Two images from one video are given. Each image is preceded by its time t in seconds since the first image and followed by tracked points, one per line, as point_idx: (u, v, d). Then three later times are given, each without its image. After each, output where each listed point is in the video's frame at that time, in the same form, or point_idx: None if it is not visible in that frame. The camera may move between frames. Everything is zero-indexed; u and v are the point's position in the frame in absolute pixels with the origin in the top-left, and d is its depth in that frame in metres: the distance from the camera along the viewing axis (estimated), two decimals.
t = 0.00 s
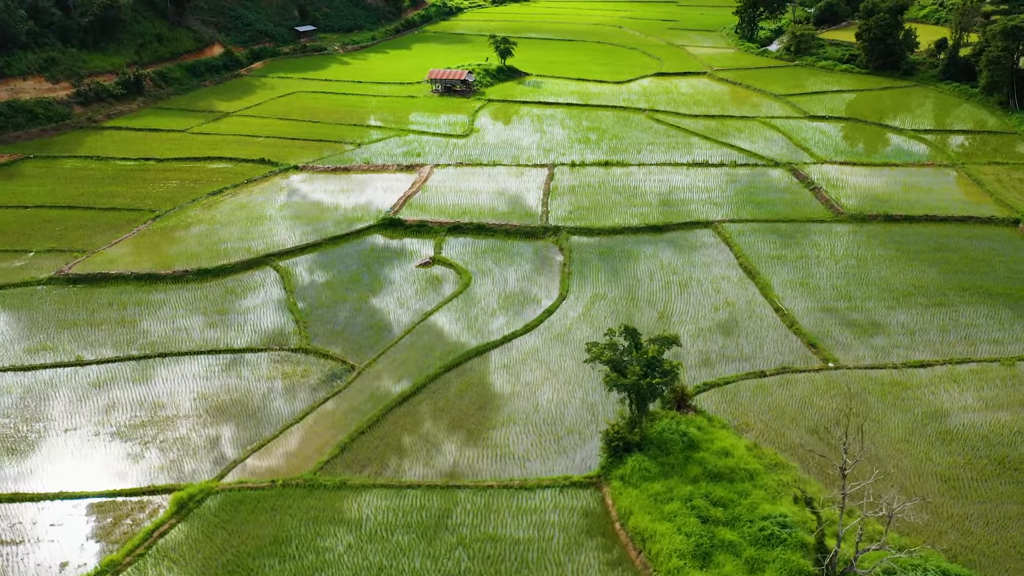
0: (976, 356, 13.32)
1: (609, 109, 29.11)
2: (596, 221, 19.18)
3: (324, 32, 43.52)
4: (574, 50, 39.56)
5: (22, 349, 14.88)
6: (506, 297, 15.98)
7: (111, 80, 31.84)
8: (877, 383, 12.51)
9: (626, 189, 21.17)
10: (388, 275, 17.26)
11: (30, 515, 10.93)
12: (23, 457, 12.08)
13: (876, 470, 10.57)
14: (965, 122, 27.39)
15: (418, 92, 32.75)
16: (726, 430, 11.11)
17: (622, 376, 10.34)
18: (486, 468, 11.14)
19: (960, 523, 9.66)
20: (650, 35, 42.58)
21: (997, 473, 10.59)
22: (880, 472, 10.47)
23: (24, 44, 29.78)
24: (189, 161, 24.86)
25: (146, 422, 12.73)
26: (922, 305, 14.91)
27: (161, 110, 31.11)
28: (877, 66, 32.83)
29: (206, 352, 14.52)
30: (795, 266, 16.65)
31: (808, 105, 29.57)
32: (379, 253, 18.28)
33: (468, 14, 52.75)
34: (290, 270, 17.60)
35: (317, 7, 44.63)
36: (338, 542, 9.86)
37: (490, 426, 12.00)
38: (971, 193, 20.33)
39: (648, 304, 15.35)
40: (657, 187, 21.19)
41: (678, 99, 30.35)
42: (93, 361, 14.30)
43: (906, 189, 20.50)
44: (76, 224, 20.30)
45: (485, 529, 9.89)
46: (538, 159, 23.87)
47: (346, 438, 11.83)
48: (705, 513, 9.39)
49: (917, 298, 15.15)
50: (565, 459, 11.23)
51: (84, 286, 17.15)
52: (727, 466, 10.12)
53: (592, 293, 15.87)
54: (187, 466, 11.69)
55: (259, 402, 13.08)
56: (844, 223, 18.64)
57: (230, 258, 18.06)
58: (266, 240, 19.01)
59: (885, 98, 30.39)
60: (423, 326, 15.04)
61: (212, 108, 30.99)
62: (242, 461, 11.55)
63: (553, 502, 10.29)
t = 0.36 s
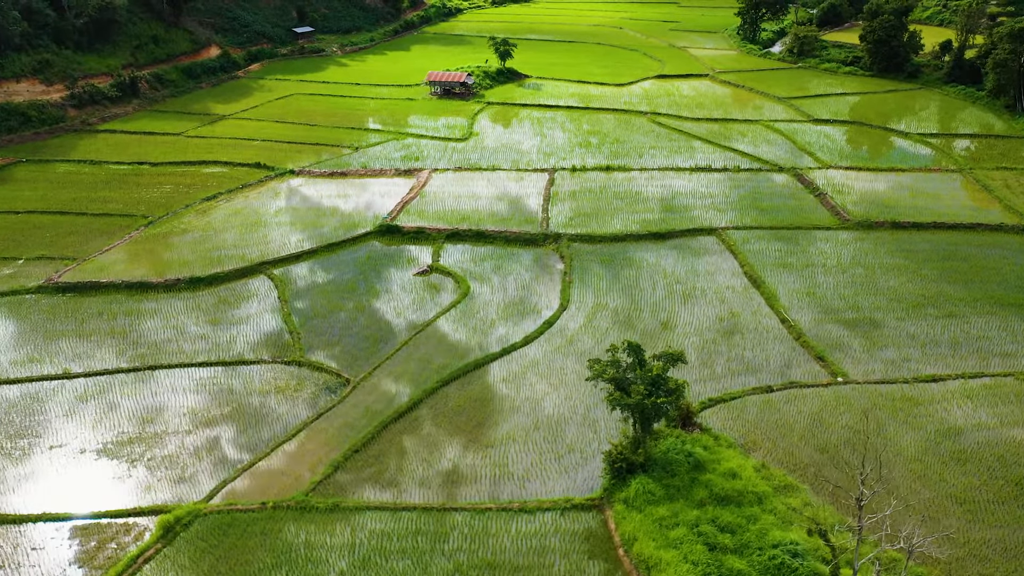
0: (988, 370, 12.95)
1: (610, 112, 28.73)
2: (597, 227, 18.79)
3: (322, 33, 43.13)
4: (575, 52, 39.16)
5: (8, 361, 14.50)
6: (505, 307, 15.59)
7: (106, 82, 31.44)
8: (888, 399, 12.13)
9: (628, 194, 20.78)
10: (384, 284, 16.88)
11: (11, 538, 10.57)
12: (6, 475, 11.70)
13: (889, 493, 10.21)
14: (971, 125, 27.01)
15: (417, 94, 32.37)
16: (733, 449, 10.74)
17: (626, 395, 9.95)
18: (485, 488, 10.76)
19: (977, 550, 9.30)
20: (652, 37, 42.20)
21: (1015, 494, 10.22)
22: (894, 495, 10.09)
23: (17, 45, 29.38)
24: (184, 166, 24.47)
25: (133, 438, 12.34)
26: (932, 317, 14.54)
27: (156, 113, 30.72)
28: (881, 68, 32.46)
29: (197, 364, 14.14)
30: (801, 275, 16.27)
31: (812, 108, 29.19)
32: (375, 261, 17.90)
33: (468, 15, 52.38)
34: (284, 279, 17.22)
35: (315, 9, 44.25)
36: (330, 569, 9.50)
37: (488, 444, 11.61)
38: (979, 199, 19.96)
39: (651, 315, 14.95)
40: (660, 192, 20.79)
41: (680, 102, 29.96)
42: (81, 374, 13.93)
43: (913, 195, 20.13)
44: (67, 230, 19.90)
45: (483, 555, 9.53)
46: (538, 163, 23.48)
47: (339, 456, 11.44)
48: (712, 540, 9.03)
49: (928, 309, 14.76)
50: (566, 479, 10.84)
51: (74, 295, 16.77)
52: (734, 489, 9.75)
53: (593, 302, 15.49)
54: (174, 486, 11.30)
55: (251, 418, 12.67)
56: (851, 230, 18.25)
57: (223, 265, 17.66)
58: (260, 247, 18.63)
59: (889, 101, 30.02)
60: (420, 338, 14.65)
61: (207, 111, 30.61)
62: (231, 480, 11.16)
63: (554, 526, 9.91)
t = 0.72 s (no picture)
0: (1003, 385, 12.54)
1: (611, 115, 28.32)
2: (598, 234, 18.37)
3: (320, 34, 42.72)
4: (575, 53, 38.76)
5: None
6: (504, 317, 15.17)
7: (100, 84, 31.03)
8: (900, 416, 11.73)
9: (630, 200, 20.36)
10: (380, 292, 16.46)
11: None
12: None
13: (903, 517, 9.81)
14: (978, 128, 26.61)
15: (416, 96, 31.96)
16: (741, 470, 10.34)
17: (629, 416, 9.54)
18: (481, 511, 10.35)
19: None
20: (653, 38, 41.80)
21: None
22: (909, 519, 9.69)
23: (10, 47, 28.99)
24: (177, 169, 24.06)
25: (119, 456, 11.93)
26: (943, 328, 14.12)
27: (151, 115, 30.31)
28: (885, 70, 32.05)
29: (187, 377, 13.74)
30: (808, 284, 15.86)
31: (816, 110, 28.78)
32: (371, 268, 17.49)
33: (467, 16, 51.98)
34: (277, 287, 16.80)
35: (313, 9, 43.84)
36: None
37: (486, 464, 11.20)
38: (988, 205, 19.55)
39: (654, 326, 14.55)
40: (662, 198, 20.39)
41: (683, 104, 29.53)
42: (66, 388, 13.52)
43: (921, 200, 19.71)
44: (57, 236, 19.49)
45: None
46: (538, 167, 23.07)
47: (331, 476, 11.04)
48: (720, 570, 8.62)
49: (938, 320, 14.36)
50: (567, 501, 10.42)
51: (61, 303, 16.36)
52: (743, 514, 9.35)
53: (595, 313, 15.07)
54: (160, 507, 10.88)
55: (241, 434, 12.27)
56: (858, 237, 17.84)
57: (215, 273, 17.25)
58: (254, 254, 18.22)
59: (894, 103, 29.60)
60: (416, 349, 14.23)
61: (203, 113, 30.18)
62: (218, 501, 10.75)
63: (554, 552, 9.50)
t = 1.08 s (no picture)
0: (1017, 400, 12.13)
1: (611, 117, 27.92)
2: (599, 241, 17.95)
3: (318, 35, 42.31)
4: (575, 54, 38.35)
5: None
6: (502, 328, 14.76)
7: (94, 86, 30.62)
8: (911, 434, 11.32)
9: (631, 205, 19.95)
10: (375, 301, 16.05)
11: None
12: None
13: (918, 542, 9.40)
14: (984, 131, 26.19)
15: (414, 98, 31.54)
16: (747, 493, 9.93)
17: (631, 438, 9.13)
18: (478, 534, 9.95)
19: None
20: (653, 39, 41.39)
21: None
22: (924, 544, 9.28)
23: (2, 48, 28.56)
24: (171, 173, 23.65)
25: (102, 474, 11.53)
26: (954, 340, 13.71)
27: (145, 118, 29.89)
28: (890, 72, 31.63)
29: (176, 390, 13.35)
30: (815, 293, 15.43)
31: (819, 113, 28.37)
32: (366, 276, 17.10)
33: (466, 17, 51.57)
34: (270, 296, 16.40)
35: (310, 10, 43.43)
36: None
37: (483, 484, 10.80)
38: (997, 211, 19.15)
39: (656, 337, 14.14)
40: (664, 203, 19.98)
41: (684, 107, 29.12)
42: (50, 403, 13.12)
43: (928, 206, 19.29)
44: (46, 243, 19.08)
45: None
46: (537, 171, 22.65)
47: (322, 497, 10.65)
48: None
49: (949, 332, 13.95)
50: (566, 524, 10.02)
51: (49, 313, 15.96)
52: (750, 541, 8.95)
53: (595, 323, 14.66)
54: (143, 529, 10.48)
55: (229, 452, 11.86)
56: (864, 244, 17.43)
57: (206, 281, 16.84)
58: (247, 261, 17.80)
59: (899, 105, 29.20)
60: (411, 362, 13.82)
61: (198, 115, 29.77)
62: (204, 524, 10.36)
63: None
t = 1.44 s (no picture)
0: None
1: (612, 120, 27.51)
2: (600, 249, 17.54)
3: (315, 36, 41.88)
4: (575, 56, 37.93)
5: None
6: (500, 340, 14.33)
7: (87, 88, 30.21)
8: (924, 454, 10.91)
9: (632, 211, 19.56)
10: (370, 312, 15.64)
11: None
12: None
13: (933, 571, 9.02)
14: (990, 135, 25.78)
15: (411, 100, 31.14)
16: (755, 518, 9.56)
17: (634, 464, 8.73)
18: (472, 562, 9.61)
19: None
20: (654, 40, 40.98)
21: None
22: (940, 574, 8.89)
23: None
24: (164, 178, 23.25)
25: (84, 496, 11.13)
26: (965, 354, 13.31)
27: (139, 121, 29.50)
28: (893, 74, 31.23)
29: (163, 406, 12.95)
30: (821, 304, 15.02)
31: (823, 115, 27.96)
32: (361, 285, 16.69)
33: (465, 18, 51.16)
34: (262, 306, 16.00)
35: (307, 11, 43.02)
36: None
37: (478, 508, 10.43)
38: (1006, 218, 18.73)
39: (659, 350, 13.73)
40: (665, 209, 19.58)
41: (686, 109, 28.72)
42: (33, 420, 12.74)
43: (935, 212, 18.88)
44: (34, 250, 18.67)
45: None
46: (536, 177, 22.24)
47: (312, 522, 10.31)
48: None
49: (960, 345, 13.55)
50: (566, 551, 9.66)
51: (35, 324, 15.57)
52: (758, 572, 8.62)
53: (596, 336, 14.25)
54: (125, 557, 10.09)
55: (217, 472, 11.46)
56: (871, 253, 17.01)
57: (197, 291, 16.43)
58: (238, 270, 17.40)
59: (903, 108, 28.78)
60: (406, 376, 13.41)
61: (192, 118, 29.36)
62: (190, 551, 10.02)
63: None
